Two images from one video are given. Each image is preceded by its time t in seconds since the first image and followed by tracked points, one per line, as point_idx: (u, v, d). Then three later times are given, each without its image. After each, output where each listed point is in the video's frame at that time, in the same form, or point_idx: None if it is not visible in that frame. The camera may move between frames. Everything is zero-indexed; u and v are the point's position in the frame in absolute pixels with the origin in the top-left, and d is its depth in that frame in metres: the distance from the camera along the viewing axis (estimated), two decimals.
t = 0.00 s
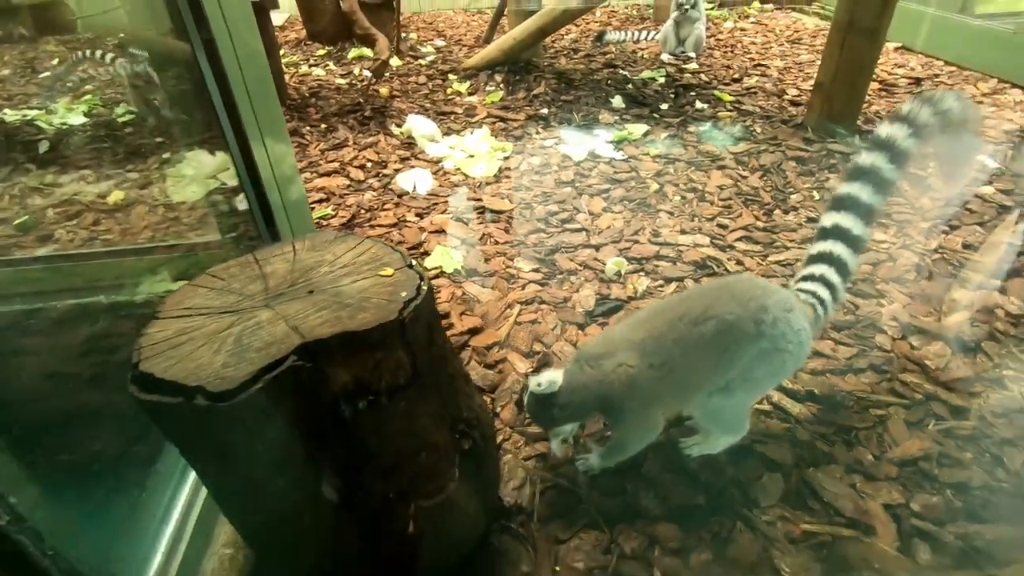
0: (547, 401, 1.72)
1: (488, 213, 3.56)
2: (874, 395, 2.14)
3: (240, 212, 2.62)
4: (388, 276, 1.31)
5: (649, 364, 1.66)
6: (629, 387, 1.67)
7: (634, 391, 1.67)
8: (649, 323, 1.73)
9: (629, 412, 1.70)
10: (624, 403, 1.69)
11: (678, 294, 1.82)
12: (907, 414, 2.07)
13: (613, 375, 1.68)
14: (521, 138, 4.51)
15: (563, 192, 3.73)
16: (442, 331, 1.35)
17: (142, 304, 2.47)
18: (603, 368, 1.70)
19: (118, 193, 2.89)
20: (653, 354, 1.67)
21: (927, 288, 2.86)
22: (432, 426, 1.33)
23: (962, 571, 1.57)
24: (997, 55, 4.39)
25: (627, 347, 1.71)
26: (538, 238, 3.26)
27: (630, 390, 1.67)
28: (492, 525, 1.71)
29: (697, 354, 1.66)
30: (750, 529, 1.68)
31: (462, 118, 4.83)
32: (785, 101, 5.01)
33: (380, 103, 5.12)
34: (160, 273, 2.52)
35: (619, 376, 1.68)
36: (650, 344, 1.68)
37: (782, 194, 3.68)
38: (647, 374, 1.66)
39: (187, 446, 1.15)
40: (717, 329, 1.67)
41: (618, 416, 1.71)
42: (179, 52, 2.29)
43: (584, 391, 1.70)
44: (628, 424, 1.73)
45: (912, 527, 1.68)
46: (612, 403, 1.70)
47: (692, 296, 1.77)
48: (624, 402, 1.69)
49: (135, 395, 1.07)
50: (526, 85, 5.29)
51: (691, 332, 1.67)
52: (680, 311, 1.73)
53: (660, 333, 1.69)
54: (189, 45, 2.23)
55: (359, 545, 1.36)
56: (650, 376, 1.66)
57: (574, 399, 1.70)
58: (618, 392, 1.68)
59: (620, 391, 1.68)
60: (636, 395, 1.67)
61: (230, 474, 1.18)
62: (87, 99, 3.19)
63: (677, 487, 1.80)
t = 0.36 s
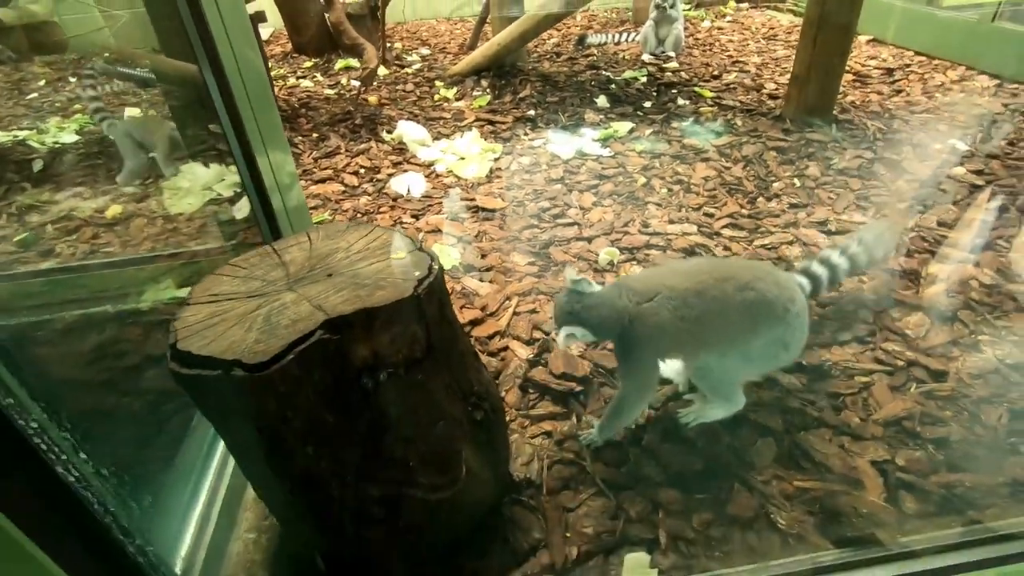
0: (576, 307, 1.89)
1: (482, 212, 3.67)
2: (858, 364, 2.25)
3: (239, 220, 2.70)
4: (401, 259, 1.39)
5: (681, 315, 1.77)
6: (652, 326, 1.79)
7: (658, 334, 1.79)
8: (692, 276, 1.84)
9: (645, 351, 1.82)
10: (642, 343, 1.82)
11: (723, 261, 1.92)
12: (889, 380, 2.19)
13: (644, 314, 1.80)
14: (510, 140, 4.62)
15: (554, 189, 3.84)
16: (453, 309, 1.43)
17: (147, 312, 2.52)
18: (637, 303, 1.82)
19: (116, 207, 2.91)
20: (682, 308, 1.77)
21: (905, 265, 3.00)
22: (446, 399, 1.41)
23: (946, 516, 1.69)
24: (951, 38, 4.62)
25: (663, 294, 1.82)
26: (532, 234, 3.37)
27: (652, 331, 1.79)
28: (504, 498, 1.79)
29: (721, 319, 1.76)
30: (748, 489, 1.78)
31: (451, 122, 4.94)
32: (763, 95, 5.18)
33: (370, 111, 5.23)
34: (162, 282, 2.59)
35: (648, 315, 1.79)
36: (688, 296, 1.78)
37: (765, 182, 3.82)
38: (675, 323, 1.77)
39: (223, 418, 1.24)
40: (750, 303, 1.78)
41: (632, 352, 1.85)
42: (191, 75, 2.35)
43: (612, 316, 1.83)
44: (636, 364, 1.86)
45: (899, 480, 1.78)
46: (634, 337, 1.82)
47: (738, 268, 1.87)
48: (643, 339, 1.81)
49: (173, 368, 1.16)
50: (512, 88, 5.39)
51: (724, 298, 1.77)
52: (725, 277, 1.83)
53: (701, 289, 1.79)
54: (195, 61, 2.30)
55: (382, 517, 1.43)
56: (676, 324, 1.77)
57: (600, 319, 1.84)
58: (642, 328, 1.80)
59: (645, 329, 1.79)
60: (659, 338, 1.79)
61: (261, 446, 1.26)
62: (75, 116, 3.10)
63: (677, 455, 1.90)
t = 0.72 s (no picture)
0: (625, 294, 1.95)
1: (479, 232, 3.64)
2: (867, 381, 2.24)
3: (231, 246, 2.56)
4: (413, 298, 1.36)
5: (714, 340, 1.81)
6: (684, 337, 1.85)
7: (686, 349, 1.85)
8: (741, 313, 1.88)
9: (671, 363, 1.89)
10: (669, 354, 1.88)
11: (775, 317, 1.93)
12: (898, 397, 2.18)
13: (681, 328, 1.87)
14: (504, 157, 4.61)
15: (550, 207, 3.83)
16: (467, 348, 1.39)
17: (141, 344, 2.44)
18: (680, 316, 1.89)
19: (105, 233, 2.80)
20: (716, 333, 1.82)
21: (903, 277, 3.00)
22: (461, 440, 1.37)
23: (966, 539, 1.68)
24: (929, 45, 4.94)
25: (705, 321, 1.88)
26: (531, 253, 3.35)
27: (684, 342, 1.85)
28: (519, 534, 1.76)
29: (748, 357, 1.76)
30: (766, 517, 1.76)
31: (444, 140, 4.91)
32: (753, 106, 5.21)
33: (361, 130, 5.20)
34: (156, 312, 2.50)
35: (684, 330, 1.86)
36: (729, 324, 1.83)
37: (760, 195, 3.83)
38: (705, 346, 1.82)
39: (235, 472, 1.20)
40: (781, 351, 1.76)
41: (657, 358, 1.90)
42: (182, 99, 2.26)
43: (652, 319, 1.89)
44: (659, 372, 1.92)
45: (916, 502, 1.77)
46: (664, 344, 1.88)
47: (785, 323, 1.87)
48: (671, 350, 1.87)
49: (183, 427, 1.12)
50: (503, 104, 5.35)
51: (759, 338, 1.78)
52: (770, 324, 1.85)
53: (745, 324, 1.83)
54: (185, 83, 2.22)
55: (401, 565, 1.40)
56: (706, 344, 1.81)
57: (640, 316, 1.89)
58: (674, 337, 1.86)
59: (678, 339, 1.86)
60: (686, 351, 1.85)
61: (273, 497, 1.22)
62: (63, 142, 3.09)
63: (691, 482, 1.87)
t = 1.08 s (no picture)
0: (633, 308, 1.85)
1: (468, 244, 3.57)
2: (870, 385, 2.22)
3: (211, 266, 2.47)
4: (420, 322, 1.27)
5: (717, 356, 1.78)
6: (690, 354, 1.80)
7: (691, 367, 1.80)
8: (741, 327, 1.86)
9: (676, 381, 1.82)
10: (672, 370, 1.82)
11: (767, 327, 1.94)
12: (903, 399, 2.15)
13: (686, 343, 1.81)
14: (488, 168, 4.56)
15: (538, 217, 3.78)
16: (477, 373, 1.31)
17: (119, 374, 2.35)
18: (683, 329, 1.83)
19: (75, 258, 2.59)
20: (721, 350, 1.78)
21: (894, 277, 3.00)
22: (474, 471, 1.28)
23: (987, 545, 1.65)
24: (893, 47, 4.98)
25: (705, 336, 1.86)
26: (523, 265, 3.29)
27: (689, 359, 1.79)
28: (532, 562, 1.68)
29: (753, 370, 1.73)
30: (784, 532, 1.71)
31: (425, 151, 4.84)
32: (732, 111, 5.24)
33: (341, 143, 5.05)
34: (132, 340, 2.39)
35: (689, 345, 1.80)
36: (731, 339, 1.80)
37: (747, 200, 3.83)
38: (709, 361, 1.79)
39: (235, 523, 1.08)
40: (781, 359, 1.76)
41: (659, 376, 1.83)
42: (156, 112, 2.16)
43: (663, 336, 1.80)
44: (662, 389, 1.85)
45: (933, 509, 1.74)
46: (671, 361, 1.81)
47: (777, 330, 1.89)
48: (677, 367, 1.80)
49: (178, 477, 1.01)
50: (484, 114, 5.29)
51: (759, 349, 1.78)
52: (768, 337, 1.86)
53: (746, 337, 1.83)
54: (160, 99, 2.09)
55: None
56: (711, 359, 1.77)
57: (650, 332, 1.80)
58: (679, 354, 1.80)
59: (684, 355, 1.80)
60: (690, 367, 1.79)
61: (275, 545, 1.11)
62: (24, 162, 2.88)
63: (706, 498, 1.82)
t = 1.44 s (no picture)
0: (647, 295, 1.82)
1: (459, 249, 3.56)
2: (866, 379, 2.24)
3: (197, 278, 2.38)
4: (424, 329, 1.24)
5: (742, 339, 1.76)
6: (708, 341, 1.78)
7: (714, 348, 1.77)
8: (757, 314, 1.85)
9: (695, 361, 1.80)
10: (694, 350, 1.78)
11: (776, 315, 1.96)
12: (899, 393, 2.18)
13: (705, 329, 1.79)
14: (476, 172, 4.56)
15: (529, 221, 3.78)
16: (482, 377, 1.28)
17: (104, 391, 2.32)
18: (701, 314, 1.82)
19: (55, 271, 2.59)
20: (740, 338, 1.76)
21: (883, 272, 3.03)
22: (484, 479, 1.25)
23: (990, 534, 1.66)
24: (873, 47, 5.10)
25: (725, 320, 1.83)
26: (515, 269, 3.29)
27: (707, 346, 1.78)
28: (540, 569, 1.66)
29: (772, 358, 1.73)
30: (790, 529, 1.72)
31: (412, 157, 4.82)
32: (716, 112, 5.29)
33: (326, 150, 5.00)
34: (119, 354, 2.35)
35: (708, 332, 1.78)
36: (750, 326, 1.79)
37: (734, 199, 3.86)
38: (732, 344, 1.76)
39: (241, 543, 1.03)
40: (795, 350, 1.78)
41: (678, 355, 1.80)
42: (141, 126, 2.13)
43: (682, 322, 1.77)
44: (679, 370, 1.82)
45: (936, 501, 1.76)
46: (687, 347, 1.79)
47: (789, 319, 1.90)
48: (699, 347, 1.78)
49: (184, 495, 0.94)
50: (470, 119, 5.29)
51: (779, 337, 1.79)
52: (781, 323, 1.87)
53: (762, 324, 1.82)
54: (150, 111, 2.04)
55: None
56: (729, 348, 1.76)
57: (668, 319, 1.76)
58: (697, 340, 1.78)
59: (702, 341, 1.78)
60: (705, 356, 1.78)
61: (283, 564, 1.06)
62: None
63: (710, 499, 1.82)
